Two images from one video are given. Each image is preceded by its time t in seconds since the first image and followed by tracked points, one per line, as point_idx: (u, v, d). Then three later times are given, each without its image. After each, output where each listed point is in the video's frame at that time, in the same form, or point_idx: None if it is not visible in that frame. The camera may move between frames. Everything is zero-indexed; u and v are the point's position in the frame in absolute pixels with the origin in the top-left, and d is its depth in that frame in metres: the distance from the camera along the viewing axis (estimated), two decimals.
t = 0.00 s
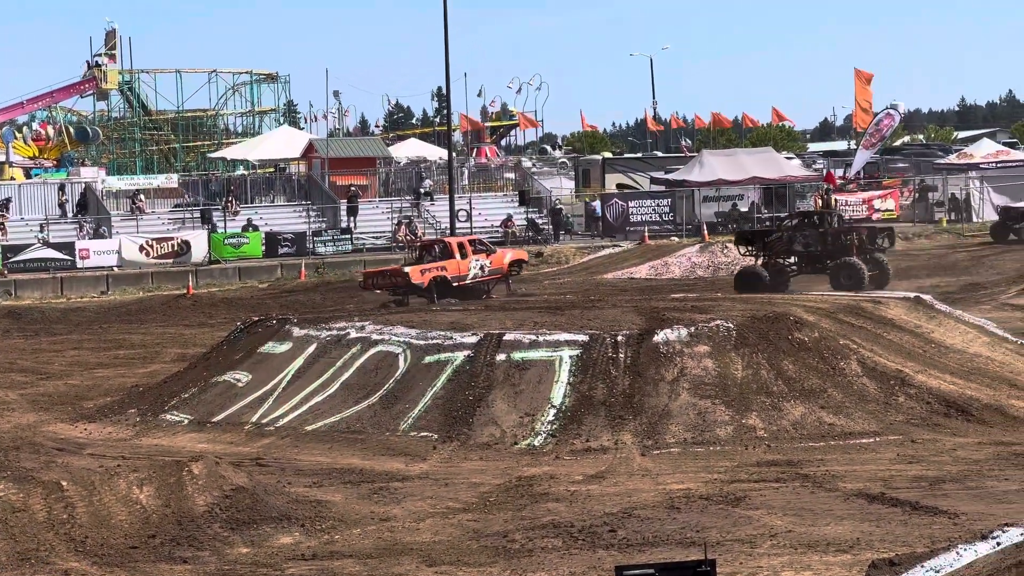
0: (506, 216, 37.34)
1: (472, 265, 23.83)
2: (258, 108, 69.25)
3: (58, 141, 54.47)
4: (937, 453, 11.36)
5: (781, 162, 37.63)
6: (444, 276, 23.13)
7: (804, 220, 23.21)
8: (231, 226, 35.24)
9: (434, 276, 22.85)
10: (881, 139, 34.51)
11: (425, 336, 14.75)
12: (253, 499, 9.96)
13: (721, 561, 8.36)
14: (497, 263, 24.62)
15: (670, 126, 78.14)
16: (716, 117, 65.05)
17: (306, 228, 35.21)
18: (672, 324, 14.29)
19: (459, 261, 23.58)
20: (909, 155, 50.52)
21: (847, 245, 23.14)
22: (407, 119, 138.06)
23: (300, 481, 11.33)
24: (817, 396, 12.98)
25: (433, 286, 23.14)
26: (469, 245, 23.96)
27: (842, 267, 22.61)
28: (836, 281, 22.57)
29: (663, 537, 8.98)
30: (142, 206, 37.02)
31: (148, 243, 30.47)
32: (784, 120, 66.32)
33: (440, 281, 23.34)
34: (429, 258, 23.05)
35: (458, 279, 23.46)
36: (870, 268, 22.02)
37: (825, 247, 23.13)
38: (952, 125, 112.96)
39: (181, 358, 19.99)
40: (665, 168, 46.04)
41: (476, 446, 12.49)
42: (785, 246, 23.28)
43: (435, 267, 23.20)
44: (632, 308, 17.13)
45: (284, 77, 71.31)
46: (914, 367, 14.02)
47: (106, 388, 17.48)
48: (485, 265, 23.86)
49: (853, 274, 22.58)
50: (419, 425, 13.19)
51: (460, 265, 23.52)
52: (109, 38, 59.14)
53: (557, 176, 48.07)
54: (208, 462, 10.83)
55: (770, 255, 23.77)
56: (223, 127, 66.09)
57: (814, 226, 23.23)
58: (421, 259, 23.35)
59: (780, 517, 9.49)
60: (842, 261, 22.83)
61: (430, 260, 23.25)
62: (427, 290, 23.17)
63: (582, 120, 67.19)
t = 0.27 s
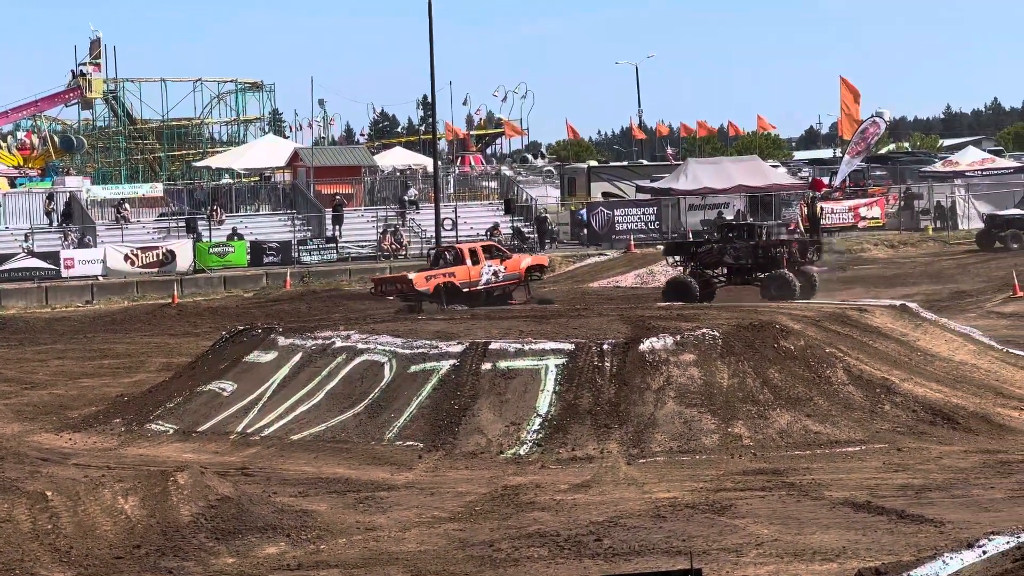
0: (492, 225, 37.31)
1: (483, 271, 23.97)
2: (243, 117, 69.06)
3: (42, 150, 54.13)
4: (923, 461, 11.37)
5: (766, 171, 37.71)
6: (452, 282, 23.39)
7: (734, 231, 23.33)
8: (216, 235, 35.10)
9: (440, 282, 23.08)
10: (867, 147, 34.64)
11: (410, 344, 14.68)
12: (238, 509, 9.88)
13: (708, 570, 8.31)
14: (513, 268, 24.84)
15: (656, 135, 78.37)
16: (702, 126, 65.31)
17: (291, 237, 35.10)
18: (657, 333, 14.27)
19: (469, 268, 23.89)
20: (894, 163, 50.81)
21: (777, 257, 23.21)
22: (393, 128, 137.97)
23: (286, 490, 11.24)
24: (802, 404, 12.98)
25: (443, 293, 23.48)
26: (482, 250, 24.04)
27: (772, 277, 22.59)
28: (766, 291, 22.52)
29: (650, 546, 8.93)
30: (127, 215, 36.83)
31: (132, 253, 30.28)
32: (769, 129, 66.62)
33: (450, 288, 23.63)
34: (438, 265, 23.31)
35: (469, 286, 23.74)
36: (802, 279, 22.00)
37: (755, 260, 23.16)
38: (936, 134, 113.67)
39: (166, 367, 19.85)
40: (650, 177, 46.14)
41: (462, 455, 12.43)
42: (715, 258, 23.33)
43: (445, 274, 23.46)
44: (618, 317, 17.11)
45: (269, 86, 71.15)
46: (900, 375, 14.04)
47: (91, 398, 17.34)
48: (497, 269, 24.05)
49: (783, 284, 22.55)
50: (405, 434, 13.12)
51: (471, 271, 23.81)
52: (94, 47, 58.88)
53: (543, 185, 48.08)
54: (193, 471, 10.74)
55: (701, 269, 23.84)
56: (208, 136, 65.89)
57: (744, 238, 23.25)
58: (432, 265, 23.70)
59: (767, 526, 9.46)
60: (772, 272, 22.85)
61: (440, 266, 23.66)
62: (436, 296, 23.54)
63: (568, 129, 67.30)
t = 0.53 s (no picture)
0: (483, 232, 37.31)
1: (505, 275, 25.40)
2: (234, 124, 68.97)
3: (33, 158, 53.93)
4: (915, 467, 11.37)
5: (758, 178, 37.80)
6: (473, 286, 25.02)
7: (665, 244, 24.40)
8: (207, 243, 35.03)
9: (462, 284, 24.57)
10: (858, 154, 34.82)
11: (402, 352, 14.65)
12: (230, 517, 9.83)
13: None
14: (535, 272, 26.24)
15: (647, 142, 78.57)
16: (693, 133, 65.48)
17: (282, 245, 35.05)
18: (649, 340, 14.27)
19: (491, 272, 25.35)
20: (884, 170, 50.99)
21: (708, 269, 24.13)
22: (383, 135, 138.02)
23: (277, 498, 11.19)
24: (794, 411, 12.98)
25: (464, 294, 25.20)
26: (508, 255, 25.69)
27: (704, 287, 23.32)
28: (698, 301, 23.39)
29: (642, 554, 8.90)
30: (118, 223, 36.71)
31: (123, 260, 30.25)
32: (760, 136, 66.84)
33: (472, 291, 25.27)
34: (460, 270, 24.95)
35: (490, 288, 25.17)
36: (735, 288, 22.72)
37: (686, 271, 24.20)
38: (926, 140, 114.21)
39: (157, 375, 19.78)
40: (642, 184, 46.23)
41: (454, 463, 12.40)
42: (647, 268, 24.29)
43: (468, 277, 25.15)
44: (610, 324, 17.11)
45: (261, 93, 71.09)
46: (892, 381, 14.05)
47: (82, 406, 17.25)
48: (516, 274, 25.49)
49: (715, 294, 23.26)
50: (396, 442, 13.08)
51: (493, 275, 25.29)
52: (85, 54, 58.76)
53: (534, 192, 48.09)
54: (184, 479, 10.68)
55: (632, 279, 24.75)
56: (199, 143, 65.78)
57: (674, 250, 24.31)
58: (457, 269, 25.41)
59: (758, 533, 9.44)
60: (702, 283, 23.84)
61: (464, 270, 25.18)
62: (459, 299, 25.21)
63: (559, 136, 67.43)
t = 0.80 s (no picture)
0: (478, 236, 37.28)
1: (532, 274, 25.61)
2: (228, 128, 68.89)
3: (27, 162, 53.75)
4: (909, 470, 11.37)
5: (752, 181, 37.85)
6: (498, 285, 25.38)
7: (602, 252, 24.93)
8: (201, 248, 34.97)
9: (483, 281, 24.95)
10: (852, 157, 34.90)
11: (396, 356, 14.61)
12: (225, 521, 9.78)
13: None
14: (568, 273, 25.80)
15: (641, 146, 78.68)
16: (687, 135, 65.58)
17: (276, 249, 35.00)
18: (643, 343, 14.25)
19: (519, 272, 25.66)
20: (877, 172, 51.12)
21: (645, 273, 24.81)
22: (376, 139, 138.01)
23: (271, 502, 11.14)
24: (789, 414, 12.96)
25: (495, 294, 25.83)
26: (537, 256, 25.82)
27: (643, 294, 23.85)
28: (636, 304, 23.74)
29: (637, 557, 8.87)
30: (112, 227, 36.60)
31: (117, 265, 30.11)
32: (754, 138, 66.99)
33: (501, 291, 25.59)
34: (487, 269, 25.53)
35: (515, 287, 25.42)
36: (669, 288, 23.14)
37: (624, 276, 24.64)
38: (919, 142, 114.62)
39: (151, 379, 19.70)
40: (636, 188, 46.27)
41: (448, 467, 12.36)
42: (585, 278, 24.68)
43: (496, 277, 25.86)
44: (604, 327, 17.09)
45: (254, 97, 71.01)
46: (886, 384, 14.05)
47: (77, 410, 17.18)
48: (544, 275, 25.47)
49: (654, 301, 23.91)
50: (391, 446, 13.04)
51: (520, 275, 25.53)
52: (79, 59, 58.64)
53: (527, 196, 48.10)
54: (179, 483, 10.63)
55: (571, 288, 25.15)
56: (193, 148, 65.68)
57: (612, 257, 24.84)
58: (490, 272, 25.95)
59: (754, 536, 9.42)
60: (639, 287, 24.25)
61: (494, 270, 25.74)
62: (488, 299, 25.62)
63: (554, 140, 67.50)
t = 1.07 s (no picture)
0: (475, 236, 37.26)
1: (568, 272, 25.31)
2: (224, 130, 68.88)
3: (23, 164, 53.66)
4: (907, 470, 11.38)
5: (749, 181, 37.87)
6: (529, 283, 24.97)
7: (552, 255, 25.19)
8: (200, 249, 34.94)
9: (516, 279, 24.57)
10: (848, 156, 34.94)
11: (393, 356, 14.60)
12: (223, 522, 9.76)
13: None
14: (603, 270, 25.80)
15: (638, 146, 78.75)
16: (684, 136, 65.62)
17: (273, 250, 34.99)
18: (640, 344, 14.24)
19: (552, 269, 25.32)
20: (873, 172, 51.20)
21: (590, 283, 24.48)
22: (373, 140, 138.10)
23: (269, 503, 11.12)
24: (786, 414, 12.96)
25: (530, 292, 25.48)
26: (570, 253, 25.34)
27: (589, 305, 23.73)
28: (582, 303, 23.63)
29: (635, 557, 8.86)
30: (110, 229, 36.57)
31: (114, 267, 29.95)
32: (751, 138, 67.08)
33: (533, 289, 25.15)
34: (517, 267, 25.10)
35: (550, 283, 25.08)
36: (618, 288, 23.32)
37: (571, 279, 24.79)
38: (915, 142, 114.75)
39: (149, 381, 19.67)
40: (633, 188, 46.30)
41: (446, 468, 12.35)
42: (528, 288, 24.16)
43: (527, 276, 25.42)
44: (600, 328, 17.07)
45: (251, 99, 70.99)
46: (883, 384, 14.05)
47: (74, 412, 17.16)
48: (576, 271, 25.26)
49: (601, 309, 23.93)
50: (388, 447, 13.03)
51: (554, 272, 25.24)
52: (75, 60, 58.58)
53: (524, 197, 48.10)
54: (177, 484, 10.62)
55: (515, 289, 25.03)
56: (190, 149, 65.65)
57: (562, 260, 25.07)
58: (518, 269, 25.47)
59: (752, 536, 9.41)
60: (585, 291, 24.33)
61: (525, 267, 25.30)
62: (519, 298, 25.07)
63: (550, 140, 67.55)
